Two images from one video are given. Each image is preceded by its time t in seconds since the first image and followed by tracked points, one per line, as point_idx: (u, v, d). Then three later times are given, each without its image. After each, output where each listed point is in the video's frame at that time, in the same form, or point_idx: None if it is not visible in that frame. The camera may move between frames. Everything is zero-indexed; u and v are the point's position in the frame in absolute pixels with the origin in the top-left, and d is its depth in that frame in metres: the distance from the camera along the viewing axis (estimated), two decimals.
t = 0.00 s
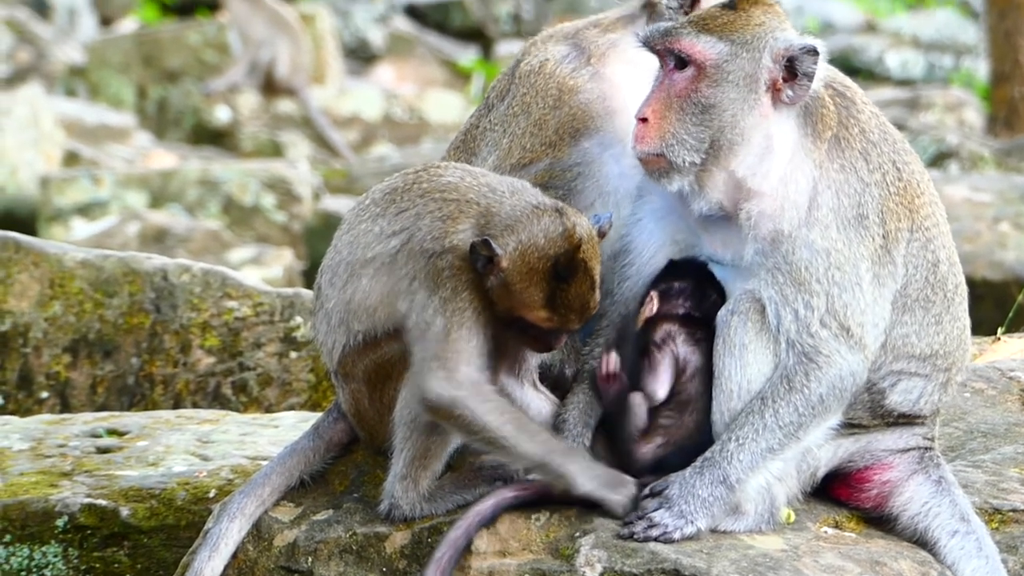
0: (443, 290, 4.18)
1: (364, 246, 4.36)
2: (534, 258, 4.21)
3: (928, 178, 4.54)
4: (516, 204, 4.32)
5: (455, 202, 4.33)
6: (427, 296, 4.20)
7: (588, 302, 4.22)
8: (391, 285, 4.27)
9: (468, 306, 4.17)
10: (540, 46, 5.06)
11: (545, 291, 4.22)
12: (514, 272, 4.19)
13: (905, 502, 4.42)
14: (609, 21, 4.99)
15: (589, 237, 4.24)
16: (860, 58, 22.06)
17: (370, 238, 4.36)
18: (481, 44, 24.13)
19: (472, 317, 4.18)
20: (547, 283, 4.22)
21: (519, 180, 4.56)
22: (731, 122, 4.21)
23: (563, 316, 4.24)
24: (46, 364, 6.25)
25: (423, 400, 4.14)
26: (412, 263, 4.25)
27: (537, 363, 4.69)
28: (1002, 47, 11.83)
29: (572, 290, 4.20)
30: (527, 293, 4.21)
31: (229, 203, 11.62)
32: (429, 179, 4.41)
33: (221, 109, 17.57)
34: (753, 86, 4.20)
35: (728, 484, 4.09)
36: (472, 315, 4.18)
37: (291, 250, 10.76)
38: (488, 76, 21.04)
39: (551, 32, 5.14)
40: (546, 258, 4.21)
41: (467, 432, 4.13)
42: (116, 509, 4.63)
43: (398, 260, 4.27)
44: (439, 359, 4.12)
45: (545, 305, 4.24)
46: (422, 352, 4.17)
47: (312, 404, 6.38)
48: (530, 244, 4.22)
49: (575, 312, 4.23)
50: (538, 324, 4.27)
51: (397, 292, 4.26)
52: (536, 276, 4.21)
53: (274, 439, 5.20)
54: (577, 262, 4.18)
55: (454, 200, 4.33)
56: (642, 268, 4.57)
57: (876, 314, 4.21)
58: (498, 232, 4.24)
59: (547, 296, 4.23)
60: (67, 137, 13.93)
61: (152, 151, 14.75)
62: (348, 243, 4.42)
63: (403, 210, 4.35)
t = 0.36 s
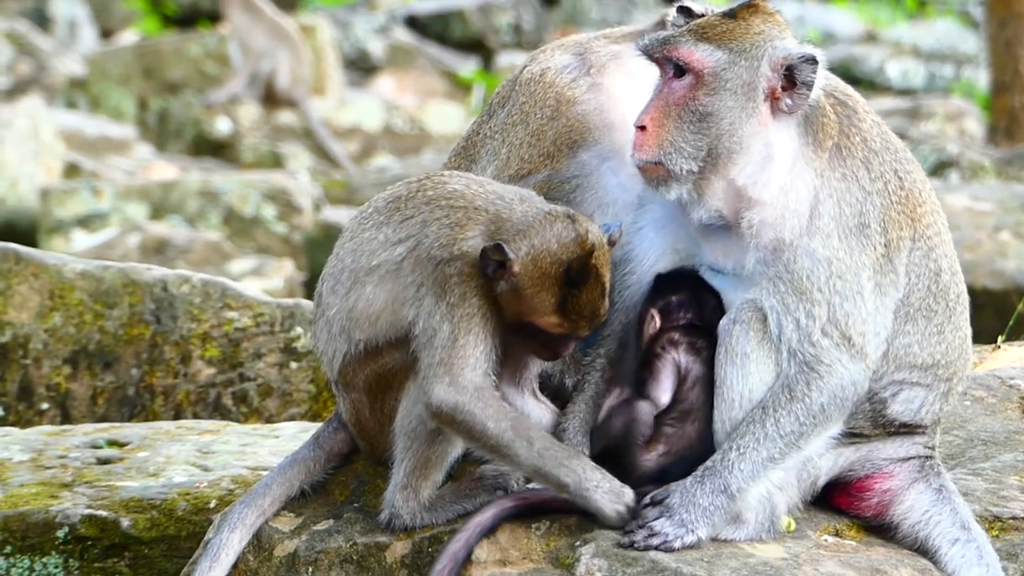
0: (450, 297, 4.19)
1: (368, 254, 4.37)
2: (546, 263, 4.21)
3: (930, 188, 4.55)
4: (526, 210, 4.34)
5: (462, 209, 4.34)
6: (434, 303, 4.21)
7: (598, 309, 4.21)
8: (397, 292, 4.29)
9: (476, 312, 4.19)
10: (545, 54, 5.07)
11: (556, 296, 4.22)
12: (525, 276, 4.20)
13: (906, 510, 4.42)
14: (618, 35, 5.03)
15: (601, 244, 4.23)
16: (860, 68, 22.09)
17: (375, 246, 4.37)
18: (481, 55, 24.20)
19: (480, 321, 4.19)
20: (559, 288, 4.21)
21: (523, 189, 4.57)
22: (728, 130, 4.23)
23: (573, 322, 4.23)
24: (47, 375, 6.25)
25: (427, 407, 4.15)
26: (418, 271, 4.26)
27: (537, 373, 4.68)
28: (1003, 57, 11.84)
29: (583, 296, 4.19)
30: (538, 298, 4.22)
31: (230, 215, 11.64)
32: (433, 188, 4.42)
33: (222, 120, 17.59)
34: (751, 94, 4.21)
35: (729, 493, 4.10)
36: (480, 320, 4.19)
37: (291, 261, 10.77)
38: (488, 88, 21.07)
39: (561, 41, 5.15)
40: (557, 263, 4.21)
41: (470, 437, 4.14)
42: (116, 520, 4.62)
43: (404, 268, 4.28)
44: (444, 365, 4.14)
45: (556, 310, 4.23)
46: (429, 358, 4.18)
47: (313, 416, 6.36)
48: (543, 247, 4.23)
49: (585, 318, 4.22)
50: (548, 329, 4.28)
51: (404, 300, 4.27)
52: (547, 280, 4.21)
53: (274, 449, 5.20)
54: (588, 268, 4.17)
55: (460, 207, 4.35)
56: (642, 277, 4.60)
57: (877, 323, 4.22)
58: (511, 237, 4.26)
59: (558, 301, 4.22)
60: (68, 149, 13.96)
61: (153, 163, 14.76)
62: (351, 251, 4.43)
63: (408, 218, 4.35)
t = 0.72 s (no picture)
0: (437, 302, 4.17)
1: (359, 260, 4.38)
2: (533, 273, 4.24)
3: (927, 194, 4.57)
4: (515, 219, 4.34)
5: (452, 216, 4.35)
6: (420, 308, 4.17)
7: (585, 319, 4.27)
8: (385, 298, 4.26)
9: (463, 318, 4.17)
10: (544, 59, 5.09)
11: (543, 307, 4.26)
12: (513, 287, 4.22)
13: (902, 515, 4.43)
14: (619, 42, 5.02)
15: (589, 254, 4.28)
16: (859, 73, 22.15)
17: (366, 252, 4.38)
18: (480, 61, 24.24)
19: (464, 327, 4.17)
20: (546, 299, 4.26)
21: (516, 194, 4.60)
22: (723, 134, 4.25)
23: (560, 332, 4.28)
24: (44, 382, 6.26)
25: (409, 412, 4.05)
26: (407, 276, 4.24)
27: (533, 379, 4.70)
28: (1001, 61, 11.87)
29: (570, 306, 4.24)
30: (525, 308, 4.25)
31: (228, 220, 11.65)
32: (425, 194, 4.43)
33: (221, 126, 17.60)
34: (746, 99, 4.23)
35: (726, 498, 4.10)
36: (467, 327, 4.18)
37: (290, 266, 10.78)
38: (486, 93, 21.08)
39: (561, 46, 5.16)
40: (546, 273, 4.24)
41: (456, 443, 4.06)
42: (114, 526, 4.63)
43: (393, 273, 4.27)
44: (430, 371, 4.05)
45: (543, 321, 4.27)
46: (411, 366, 4.09)
47: (310, 421, 6.38)
48: (529, 259, 4.24)
49: (573, 328, 4.28)
50: (534, 339, 4.31)
51: (391, 305, 4.24)
52: (534, 291, 4.24)
53: (271, 455, 5.21)
54: (576, 278, 4.22)
55: (450, 214, 4.36)
56: (638, 282, 4.62)
57: (873, 328, 4.22)
58: (498, 248, 4.25)
59: (545, 311, 4.27)
60: (66, 156, 13.96)
61: (151, 169, 14.77)
62: (343, 258, 4.44)
63: (398, 224, 4.36)
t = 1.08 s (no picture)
0: (439, 309, 4.20)
1: (358, 266, 4.39)
2: (531, 278, 4.21)
3: (928, 199, 4.58)
4: (515, 224, 4.33)
5: (451, 219, 4.34)
6: (423, 314, 4.21)
7: (584, 325, 4.20)
8: (388, 304, 4.30)
9: (466, 322, 4.20)
10: (544, 65, 5.09)
11: (541, 312, 4.21)
12: (511, 292, 4.19)
13: (903, 520, 4.43)
14: (619, 48, 4.98)
15: (587, 260, 4.22)
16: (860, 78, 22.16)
17: (365, 258, 4.38)
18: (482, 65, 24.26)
19: (469, 333, 4.20)
20: (544, 304, 4.21)
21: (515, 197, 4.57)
22: (704, 133, 4.25)
23: (558, 337, 4.23)
24: (46, 387, 6.26)
25: (422, 417, 4.18)
26: (407, 282, 4.27)
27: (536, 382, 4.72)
28: (1002, 65, 11.88)
29: (568, 313, 4.18)
30: (523, 313, 4.21)
31: (230, 225, 11.66)
32: (422, 199, 4.42)
33: (222, 132, 17.62)
34: (728, 99, 4.23)
35: (726, 503, 4.10)
36: (471, 332, 4.21)
37: (291, 271, 10.79)
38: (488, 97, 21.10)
39: (562, 52, 5.15)
40: (543, 279, 4.20)
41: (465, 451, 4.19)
42: (115, 531, 4.63)
43: (393, 280, 4.30)
44: (438, 377, 4.15)
45: (541, 326, 4.22)
46: (421, 370, 4.19)
47: (311, 425, 6.38)
48: (528, 263, 4.22)
49: (571, 333, 4.21)
50: (532, 344, 4.28)
51: (394, 312, 4.28)
52: (532, 295, 4.20)
53: (273, 460, 5.21)
54: (574, 284, 4.16)
55: (449, 218, 4.35)
56: (642, 288, 4.60)
57: (872, 333, 4.22)
58: (496, 253, 4.25)
59: (543, 316, 4.21)
60: (68, 161, 13.98)
61: (152, 174, 14.78)
62: (342, 264, 4.44)
63: (397, 229, 4.36)
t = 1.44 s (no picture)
0: (440, 310, 4.20)
1: (360, 267, 4.39)
2: (532, 283, 4.21)
3: (927, 200, 4.59)
4: (517, 226, 4.33)
5: (454, 221, 4.35)
6: (424, 315, 4.22)
7: (584, 329, 4.21)
8: (389, 305, 4.30)
9: (467, 325, 4.20)
10: (538, 67, 5.09)
11: (542, 316, 4.21)
12: (512, 295, 4.19)
13: (903, 520, 4.43)
14: (613, 49, 4.98)
15: (589, 262, 4.23)
16: (862, 78, 22.16)
17: (366, 259, 4.39)
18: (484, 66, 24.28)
19: (471, 335, 4.21)
20: (545, 308, 4.21)
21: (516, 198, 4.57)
22: (690, 132, 4.31)
23: (559, 341, 4.23)
24: (46, 388, 6.27)
25: (421, 419, 4.18)
26: (409, 283, 4.28)
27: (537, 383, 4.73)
28: (1003, 66, 11.88)
29: (569, 316, 4.18)
30: (524, 316, 4.21)
31: (231, 226, 11.68)
32: (425, 200, 4.42)
33: (224, 133, 17.64)
34: (712, 97, 4.27)
35: (725, 502, 4.10)
36: (472, 334, 4.22)
37: (291, 272, 10.81)
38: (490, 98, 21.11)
39: (557, 53, 5.16)
40: (545, 282, 4.21)
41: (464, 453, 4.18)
42: (115, 532, 4.63)
43: (395, 281, 4.30)
44: (438, 378, 4.15)
45: (542, 330, 4.23)
46: (422, 372, 4.19)
47: (311, 426, 6.38)
48: (529, 267, 4.23)
49: (571, 337, 4.21)
50: (533, 347, 4.28)
51: (396, 312, 4.29)
52: (533, 299, 4.20)
53: (273, 460, 5.21)
54: (575, 288, 4.16)
55: (452, 219, 4.35)
56: (641, 289, 4.61)
57: (869, 331, 4.22)
58: (499, 255, 4.26)
59: (544, 321, 4.21)
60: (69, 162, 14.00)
61: (154, 175, 14.79)
62: (344, 265, 4.45)
63: (399, 230, 4.37)
